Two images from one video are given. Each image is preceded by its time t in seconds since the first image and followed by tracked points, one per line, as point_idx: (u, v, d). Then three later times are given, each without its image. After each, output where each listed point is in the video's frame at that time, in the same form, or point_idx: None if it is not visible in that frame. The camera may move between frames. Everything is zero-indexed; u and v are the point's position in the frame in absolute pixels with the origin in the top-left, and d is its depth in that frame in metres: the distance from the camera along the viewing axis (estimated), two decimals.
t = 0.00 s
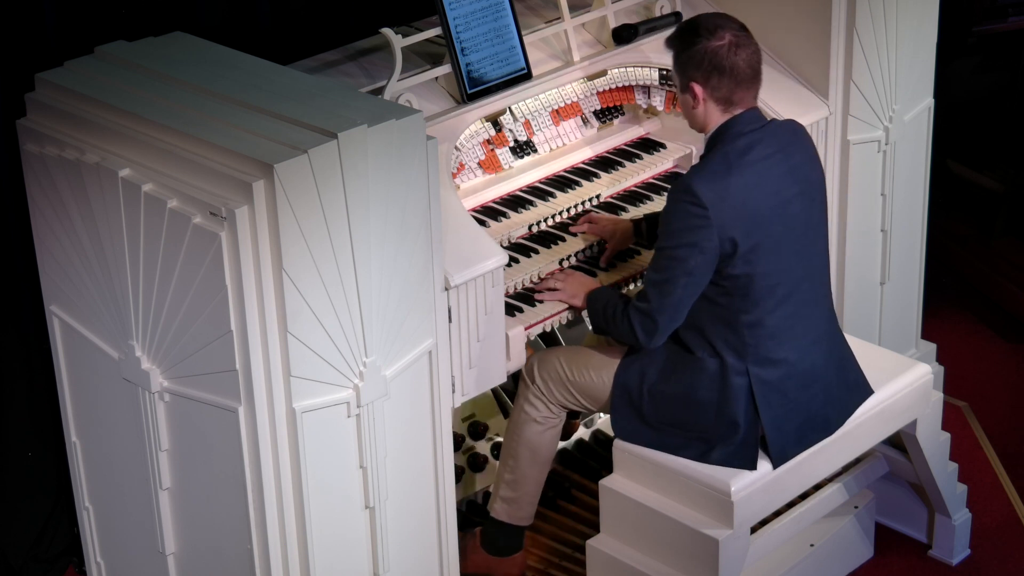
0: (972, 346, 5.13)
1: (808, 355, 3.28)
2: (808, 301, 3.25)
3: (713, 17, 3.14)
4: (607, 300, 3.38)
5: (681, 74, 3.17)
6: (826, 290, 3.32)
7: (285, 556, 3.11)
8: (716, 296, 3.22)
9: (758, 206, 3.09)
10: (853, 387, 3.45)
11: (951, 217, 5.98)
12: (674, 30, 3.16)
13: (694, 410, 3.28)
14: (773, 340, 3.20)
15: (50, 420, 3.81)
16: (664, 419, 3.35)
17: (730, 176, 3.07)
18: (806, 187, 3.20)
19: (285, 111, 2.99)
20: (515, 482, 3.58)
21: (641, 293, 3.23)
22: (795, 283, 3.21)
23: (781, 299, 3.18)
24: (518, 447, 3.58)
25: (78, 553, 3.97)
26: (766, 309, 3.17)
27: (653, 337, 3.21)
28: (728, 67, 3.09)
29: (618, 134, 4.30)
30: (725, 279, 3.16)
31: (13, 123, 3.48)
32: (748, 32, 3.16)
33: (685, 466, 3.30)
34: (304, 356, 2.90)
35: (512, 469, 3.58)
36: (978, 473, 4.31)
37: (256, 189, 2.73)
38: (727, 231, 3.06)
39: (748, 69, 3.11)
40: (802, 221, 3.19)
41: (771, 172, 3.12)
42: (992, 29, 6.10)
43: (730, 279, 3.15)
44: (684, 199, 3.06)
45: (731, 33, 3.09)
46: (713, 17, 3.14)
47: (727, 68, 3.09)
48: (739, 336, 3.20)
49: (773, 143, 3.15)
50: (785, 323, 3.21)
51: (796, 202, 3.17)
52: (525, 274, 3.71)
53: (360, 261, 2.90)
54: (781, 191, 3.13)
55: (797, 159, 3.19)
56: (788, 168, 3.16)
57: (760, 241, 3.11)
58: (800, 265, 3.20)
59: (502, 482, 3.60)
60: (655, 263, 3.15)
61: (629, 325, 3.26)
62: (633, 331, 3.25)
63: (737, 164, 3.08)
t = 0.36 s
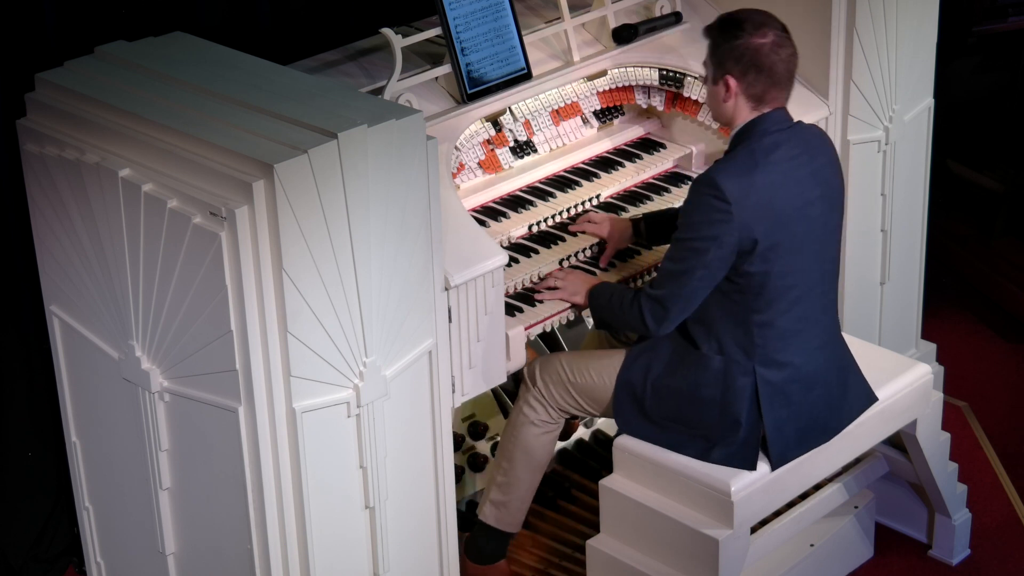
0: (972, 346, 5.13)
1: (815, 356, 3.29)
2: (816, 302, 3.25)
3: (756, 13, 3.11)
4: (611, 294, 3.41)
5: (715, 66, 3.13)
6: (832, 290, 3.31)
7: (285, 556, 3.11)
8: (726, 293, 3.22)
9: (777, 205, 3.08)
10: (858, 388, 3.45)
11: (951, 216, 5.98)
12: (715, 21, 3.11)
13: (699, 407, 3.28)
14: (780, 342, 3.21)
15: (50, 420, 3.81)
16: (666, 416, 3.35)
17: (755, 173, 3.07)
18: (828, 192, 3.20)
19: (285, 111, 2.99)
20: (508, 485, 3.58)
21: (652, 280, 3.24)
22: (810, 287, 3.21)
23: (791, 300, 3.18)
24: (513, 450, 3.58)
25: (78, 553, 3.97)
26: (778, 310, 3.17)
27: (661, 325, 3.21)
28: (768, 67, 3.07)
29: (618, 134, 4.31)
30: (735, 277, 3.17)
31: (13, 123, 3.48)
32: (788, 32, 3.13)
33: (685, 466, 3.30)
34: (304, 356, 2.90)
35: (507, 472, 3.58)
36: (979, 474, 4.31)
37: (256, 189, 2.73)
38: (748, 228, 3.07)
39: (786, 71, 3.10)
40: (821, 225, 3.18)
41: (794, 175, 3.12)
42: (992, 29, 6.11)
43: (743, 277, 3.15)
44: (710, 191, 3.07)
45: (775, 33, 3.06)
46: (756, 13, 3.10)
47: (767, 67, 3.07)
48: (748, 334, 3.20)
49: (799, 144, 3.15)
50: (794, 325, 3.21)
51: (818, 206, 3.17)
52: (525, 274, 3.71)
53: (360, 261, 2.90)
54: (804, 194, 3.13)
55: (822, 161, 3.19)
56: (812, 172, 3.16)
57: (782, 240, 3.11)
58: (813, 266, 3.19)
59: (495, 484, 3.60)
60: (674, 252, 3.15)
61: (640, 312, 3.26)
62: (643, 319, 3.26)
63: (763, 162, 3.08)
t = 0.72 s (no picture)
0: (972, 346, 5.13)
1: (817, 355, 3.29)
2: (822, 302, 3.25)
3: (793, 12, 3.06)
4: (622, 281, 3.46)
5: (745, 60, 3.09)
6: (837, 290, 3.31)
7: (285, 555, 3.11)
8: (730, 290, 3.20)
9: (789, 204, 3.07)
10: (859, 387, 3.45)
11: (951, 216, 5.98)
12: (751, 16, 3.06)
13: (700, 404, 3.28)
14: (783, 342, 3.21)
15: (51, 420, 3.81)
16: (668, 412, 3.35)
17: (770, 168, 3.06)
18: (842, 194, 3.18)
19: (285, 111, 2.99)
20: (518, 486, 3.60)
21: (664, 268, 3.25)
22: (816, 288, 3.20)
23: (796, 300, 3.17)
24: (521, 450, 3.59)
25: (78, 553, 3.97)
26: (783, 310, 3.17)
27: (671, 311, 3.22)
28: (800, 70, 3.05)
29: (618, 134, 4.30)
30: (739, 274, 3.15)
31: (13, 123, 3.48)
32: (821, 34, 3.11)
33: (685, 466, 3.30)
34: (304, 356, 2.90)
35: (517, 474, 3.60)
36: (979, 474, 4.31)
37: (256, 189, 2.73)
38: (758, 223, 3.04)
39: (816, 75, 3.08)
40: (831, 226, 3.17)
41: (808, 174, 3.11)
42: (992, 29, 6.10)
43: (751, 272, 3.13)
44: (721, 182, 3.05)
45: (811, 37, 3.04)
46: (793, 12, 3.06)
47: (799, 70, 3.05)
48: (752, 331, 3.20)
49: (814, 143, 3.14)
50: (797, 326, 3.21)
51: (831, 207, 3.15)
52: (526, 274, 3.71)
53: (360, 261, 2.90)
54: (817, 193, 3.11)
55: (838, 164, 3.18)
56: (827, 174, 3.14)
57: (791, 239, 3.10)
58: (820, 266, 3.18)
59: (506, 486, 3.62)
60: (686, 241, 3.15)
61: (650, 298, 3.29)
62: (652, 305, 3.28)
63: (777, 158, 3.07)
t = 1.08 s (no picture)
0: (972, 346, 5.13)
1: (820, 355, 3.29)
2: (826, 302, 3.25)
3: (808, 13, 3.06)
4: (633, 275, 3.43)
5: (759, 59, 3.08)
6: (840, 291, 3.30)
7: (285, 555, 3.11)
8: (735, 288, 3.21)
9: (795, 202, 3.07)
10: (861, 387, 3.45)
11: (951, 216, 5.98)
12: (767, 15, 3.06)
13: (703, 401, 3.29)
14: (785, 342, 3.21)
15: (51, 420, 3.81)
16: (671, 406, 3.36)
17: (779, 165, 3.06)
18: (849, 195, 3.18)
19: (286, 111, 2.99)
20: (569, 462, 3.85)
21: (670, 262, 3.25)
22: (820, 288, 3.20)
23: (798, 300, 3.17)
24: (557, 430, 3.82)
25: (78, 553, 3.98)
26: (785, 309, 3.17)
27: (677, 306, 3.22)
28: (814, 71, 3.05)
29: (618, 135, 4.30)
30: (744, 270, 3.16)
31: (13, 123, 3.48)
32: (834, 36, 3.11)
33: (686, 466, 3.30)
34: (304, 356, 2.90)
35: (560, 453, 3.85)
36: (979, 474, 4.31)
37: (256, 189, 2.73)
38: (765, 220, 3.05)
39: (829, 76, 3.08)
40: (836, 226, 3.17)
41: (817, 173, 3.10)
42: (992, 29, 6.10)
43: (756, 269, 3.13)
44: (731, 175, 3.06)
45: (826, 38, 3.03)
46: (808, 13, 3.06)
47: (813, 70, 3.05)
48: (755, 330, 3.20)
49: (824, 143, 3.14)
50: (800, 326, 3.21)
51: (838, 207, 3.15)
52: (526, 274, 3.71)
53: (360, 261, 2.90)
54: (823, 193, 3.11)
55: (846, 166, 3.17)
56: (835, 174, 3.14)
57: (796, 237, 3.10)
58: (823, 266, 3.18)
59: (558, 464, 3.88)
60: (695, 234, 3.15)
61: (657, 294, 3.29)
62: (659, 300, 3.28)
63: (788, 156, 3.07)
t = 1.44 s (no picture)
0: (972, 346, 5.13)
1: (818, 355, 3.29)
2: (824, 303, 3.25)
3: (794, 14, 3.05)
4: (642, 275, 3.38)
5: (746, 62, 3.09)
6: (837, 291, 3.30)
7: (285, 555, 3.11)
8: (731, 291, 3.21)
9: (791, 203, 3.07)
10: (860, 387, 3.45)
11: (951, 216, 5.97)
12: (753, 18, 3.06)
13: (703, 400, 3.29)
14: (783, 342, 3.21)
15: (51, 420, 3.81)
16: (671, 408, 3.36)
17: (771, 166, 3.06)
18: (844, 195, 3.19)
19: (286, 111, 2.98)
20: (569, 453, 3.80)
21: (671, 268, 3.24)
22: (817, 288, 3.20)
23: (796, 300, 3.17)
24: (566, 423, 3.78)
25: (78, 553, 3.98)
26: (783, 310, 3.17)
27: (678, 312, 3.21)
28: (801, 72, 3.05)
29: (618, 135, 4.31)
30: (739, 272, 3.16)
31: (13, 123, 3.48)
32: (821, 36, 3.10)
33: (685, 466, 3.30)
34: (304, 356, 2.90)
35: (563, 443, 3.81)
36: (979, 474, 4.31)
37: (256, 189, 2.73)
38: (760, 222, 3.05)
39: (817, 77, 3.08)
40: (832, 226, 3.17)
41: (809, 173, 3.10)
42: (992, 29, 6.09)
43: (751, 271, 3.13)
44: (723, 182, 3.04)
45: (812, 39, 3.03)
46: (794, 14, 3.05)
47: (800, 72, 3.05)
48: (751, 330, 3.20)
49: (816, 143, 3.14)
50: (798, 326, 3.21)
51: (833, 206, 3.15)
52: (526, 274, 3.71)
53: (360, 261, 2.90)
54: (818, 193, 3.11)
55: (841, 166, 3.18)
56: (829, 173, 3.14)
57: (792, 238, 3.10)
58: (820, 266, 3.18)
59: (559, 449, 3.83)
60: (690, 238, 3.15)
61: (658, 299, 3.28)
62: (661, 306, 3.27)
63: (779, 157, 3.07)
